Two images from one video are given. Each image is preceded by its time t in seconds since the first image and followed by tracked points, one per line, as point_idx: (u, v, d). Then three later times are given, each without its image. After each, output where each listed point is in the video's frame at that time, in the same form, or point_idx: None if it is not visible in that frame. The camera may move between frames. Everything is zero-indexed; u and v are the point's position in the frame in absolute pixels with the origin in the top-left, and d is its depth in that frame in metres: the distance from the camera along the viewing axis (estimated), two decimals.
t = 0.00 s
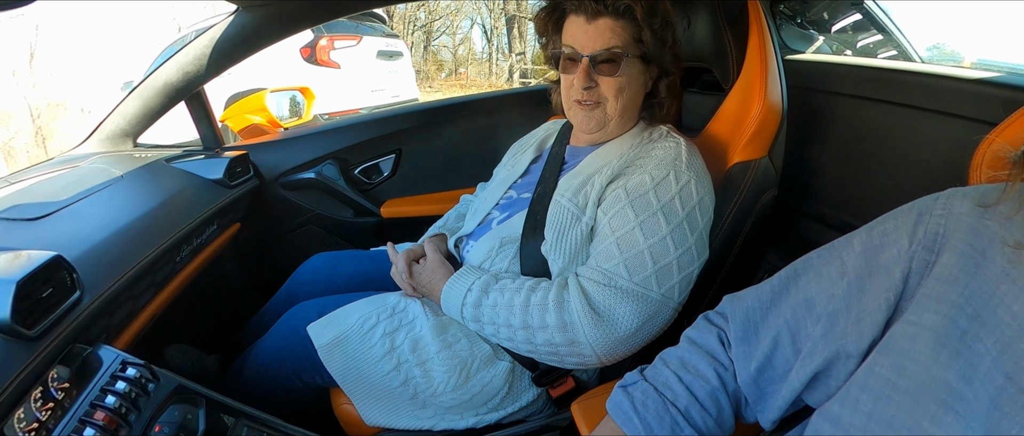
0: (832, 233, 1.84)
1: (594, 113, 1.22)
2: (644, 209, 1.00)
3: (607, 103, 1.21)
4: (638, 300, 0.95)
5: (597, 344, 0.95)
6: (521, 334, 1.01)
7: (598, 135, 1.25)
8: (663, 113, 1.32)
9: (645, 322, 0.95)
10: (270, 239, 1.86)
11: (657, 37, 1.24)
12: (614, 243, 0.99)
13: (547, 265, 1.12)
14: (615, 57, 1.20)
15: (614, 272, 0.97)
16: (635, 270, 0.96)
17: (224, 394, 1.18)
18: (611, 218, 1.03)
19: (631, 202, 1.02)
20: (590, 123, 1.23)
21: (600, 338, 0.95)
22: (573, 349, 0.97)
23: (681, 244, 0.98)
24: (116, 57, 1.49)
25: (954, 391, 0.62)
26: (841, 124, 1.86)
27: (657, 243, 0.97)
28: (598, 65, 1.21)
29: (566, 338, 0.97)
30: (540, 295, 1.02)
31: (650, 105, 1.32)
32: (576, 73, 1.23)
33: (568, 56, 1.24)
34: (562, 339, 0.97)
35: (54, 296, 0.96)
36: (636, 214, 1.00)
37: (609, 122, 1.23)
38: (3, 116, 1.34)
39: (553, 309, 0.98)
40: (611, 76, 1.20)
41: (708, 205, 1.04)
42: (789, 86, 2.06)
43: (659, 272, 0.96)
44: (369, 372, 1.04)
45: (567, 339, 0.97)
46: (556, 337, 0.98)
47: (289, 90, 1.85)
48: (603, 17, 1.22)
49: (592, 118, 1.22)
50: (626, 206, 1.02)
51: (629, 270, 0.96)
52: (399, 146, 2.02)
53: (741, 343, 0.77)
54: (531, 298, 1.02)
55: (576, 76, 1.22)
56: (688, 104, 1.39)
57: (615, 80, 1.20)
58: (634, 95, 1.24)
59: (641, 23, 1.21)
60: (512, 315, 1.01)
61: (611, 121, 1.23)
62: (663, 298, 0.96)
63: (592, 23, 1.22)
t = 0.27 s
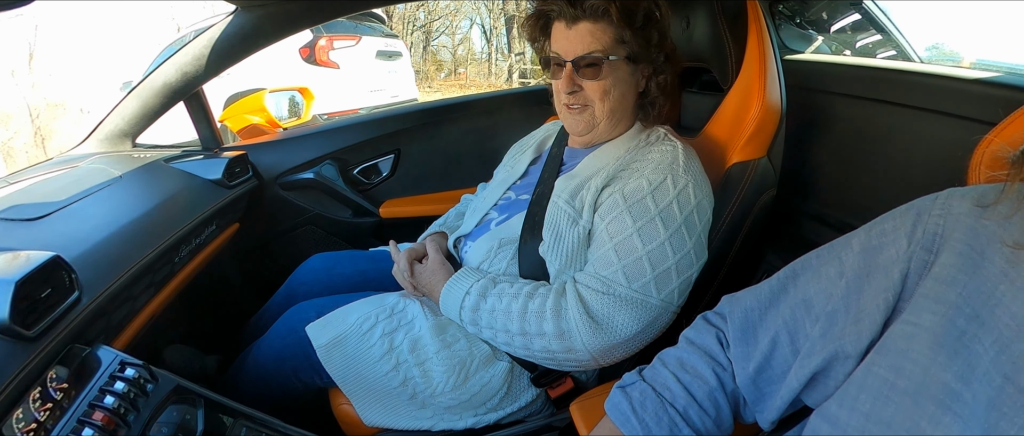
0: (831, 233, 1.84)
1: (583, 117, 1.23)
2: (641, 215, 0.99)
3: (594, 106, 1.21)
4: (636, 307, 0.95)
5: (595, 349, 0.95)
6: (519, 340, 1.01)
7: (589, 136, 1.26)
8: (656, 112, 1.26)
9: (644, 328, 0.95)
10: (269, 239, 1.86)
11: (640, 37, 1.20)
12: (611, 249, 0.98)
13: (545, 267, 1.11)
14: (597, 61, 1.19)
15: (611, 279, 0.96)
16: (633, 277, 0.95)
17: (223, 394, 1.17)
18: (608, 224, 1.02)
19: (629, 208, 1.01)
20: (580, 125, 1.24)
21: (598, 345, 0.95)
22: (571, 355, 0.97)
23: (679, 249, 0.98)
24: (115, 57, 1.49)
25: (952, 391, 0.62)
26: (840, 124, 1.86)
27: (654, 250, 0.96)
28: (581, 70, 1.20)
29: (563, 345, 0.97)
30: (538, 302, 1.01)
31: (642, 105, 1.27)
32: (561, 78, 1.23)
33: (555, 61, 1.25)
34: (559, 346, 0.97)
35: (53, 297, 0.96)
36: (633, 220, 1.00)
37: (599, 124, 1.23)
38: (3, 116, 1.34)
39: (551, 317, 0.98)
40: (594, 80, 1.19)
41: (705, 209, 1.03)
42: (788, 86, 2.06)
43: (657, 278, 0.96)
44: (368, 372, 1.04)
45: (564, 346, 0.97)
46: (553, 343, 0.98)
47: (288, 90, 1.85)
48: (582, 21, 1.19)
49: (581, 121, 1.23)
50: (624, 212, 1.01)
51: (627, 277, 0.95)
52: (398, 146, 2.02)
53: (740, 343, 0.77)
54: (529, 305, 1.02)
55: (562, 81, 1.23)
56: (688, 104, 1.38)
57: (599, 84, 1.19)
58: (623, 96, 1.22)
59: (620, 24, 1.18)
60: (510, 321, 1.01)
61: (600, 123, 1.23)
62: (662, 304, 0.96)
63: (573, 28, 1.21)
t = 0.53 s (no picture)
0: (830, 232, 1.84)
1: (578, 118, 1.21)
2: (640, 218, 0.97)
3: (588, 106, 1.19)
4: (635, 311, 0.93)
5: (596, 353, 0.94)
6: (517, 343, 1.00)
7: (586, 138, 1.24)
8: (651, 111, 1.22)
9: (643, 330, 0.94)
10: (268, 239, 1.86)
11: (630, 37, 1.17)
12: (609, 253, 0.96)
13: (544, 268, 1.10)
14: (587, 62, 1.16)
15: (610, 284, 0.94)
16: (632, 281, 0.94)
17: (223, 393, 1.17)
18: (605, 227, 0.99)
19: (627, 211, 0.99)
20: (576, 127, 1.22)
21: (596, 350, 0.94)
22: (569, 359, 0.97)
23: (678, 252, 0.96)
24: (114, 57, 1.50)
25: (952, 390, 0.62)
26: (840, 124, 1.86)
27: (653, 253, 0.95)
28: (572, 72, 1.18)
29: (561, 350, 0.96)
30: (536, 306, 1.00)
31: (638, 104, 1.23)
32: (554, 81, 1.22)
33: (548, 65, 1.23)
34: (557, 351, 0.97)
35: (52, 296, 0.96)
36: (632, 224, 0.97)
37: (594, 125, 1.21)
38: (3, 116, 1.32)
39: (548, 322, 0.97)
40: (584, 82, 1.17)
41: (704, 209, 1.01)
42: (787, 85, 2.06)
43: (656, 281, 0.94)
44: (368, 372, 1.03)
45: (562, 351, 0.96)
46: (551, 348, 0.97)
47: (287, 90, 1.86)
48: (570, 24, 1.17)
49: (577, 123, 1.21)
50: (621, 215, 0.98)
51: (625, 282, 0.94)
52: (398, 145, 2.02)
53: (738, 343, 0.77)
54: (527, 309, 1.00)
55: (554, 83, 1.21)
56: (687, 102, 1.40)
57: (590, 85, 1.17)
58: (617, 95, 1.19)
59: (607, 25, 1.15)
60: (508, 325, 1.00)
61: (595, 124, 1.21)
62: (662, 306, 0.95)
63: (561, 31, 1.18)
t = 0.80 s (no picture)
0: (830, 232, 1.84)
1: (574, 119, 1.21)
2: (638, 219, 0.96)
3: (585, 107, 1.19)
4: (634, 312, 0.93)
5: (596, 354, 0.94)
6: (515, 345, 1.00)
7: (584, 139, 1.23)
8: (648, 110, 1.21)
9: (641, 332, 0.94)
10: (267, 239, 1.85)
11: (624, 37, 1.16)
12: (608, 255, 0.96)
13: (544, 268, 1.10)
14: (581, 63, 1.16)
15: (609, 286, 0.94)
16: (631, 283, 0.93)
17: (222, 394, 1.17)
18: (604, 228, 0.99)
19: (625, 212, 0.98)
20: (573, 128, 1.22)
21: (595, 351, 0.94)
22: (567, 361, 0.97)
23: (677, 252, 0.95)
24: (113, 56, 1.49)
25: (952, 391, 0.62)
26: (839, 124, 1.86)
27: (652, 254, 0.94)
28: (567, 73, 1.18)
29: (560, 352, 0.96)
30: (535, 308, 0.99)
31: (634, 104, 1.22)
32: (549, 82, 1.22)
33: (544, 66, 1.23)
34: (556, 353, 0.96)
35: (51, 296, 0.96)
36: (630, 225, 0.96)
37: (590, 126, 1.20)
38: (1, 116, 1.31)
39: (547, 324, 0.96)
40: (579, 83, 1.17)
41: (703, 210, 1.01)
42: (787, 85, 2.06)
43: (655, 283, 0.94)
44: (367, 373, 1.03)
45: (560, 353, 0.96)
46: (550, 350, 0.97)
47: (286, 90, 1.86)
48: (563, 25, 1.17)
49: (574, 123, 1.21)
50: (620, 216, 0.98)
51: (624, 283, 0.93)
52: (397, 145, 2.02)
53: (736, 344, 0.77)
54: (526, 311, 0.99)
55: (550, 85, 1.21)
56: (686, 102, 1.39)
57: (585, 86, 1.17)
58: (613, 95, 1.19)
59: (600, 26, 1.14)
60: (507, 327, 0.99)
61: (592, 125, 1.20)
62: (661, 308, 0.95)
63: (555, 33, 1.18)
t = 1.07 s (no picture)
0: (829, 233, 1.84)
1: (574, 121, 1.21)
2: (638, 219, 0.96)
3: (584, 109, 1.19)
4: (633, 313, 0.93)
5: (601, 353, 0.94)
6: (515, 346, 1.00)
7: (583, 140, 1.23)
8: (647, 110, 1.21)
9: (641, 332, 0.94)
10: (267, 239, 1.85)
11: (621, 39, 1.16)
12: (608, 255, 0.96)
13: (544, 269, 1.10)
14: (580, 66, 1.16)
15: (608, 286, 0.94)
16: (630, 283, 0.93)
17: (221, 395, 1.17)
18: (603, 229, 0.99)
19: (624, 212, 0.98)
20: (573, 129, 1.22)
21: (595, 351, 0.94)
22: (567, 361, 0.97)
23: (676, 253, 0.96)
24: (113, 56, 1.49)
25: (950, 390, 0.62)
26: (838, 124, 1.86)
27: (651, 254, 0.94)
28: (565, 76, 1.18)
29: (560, 352, 0.96)
30: (534, 309, 0.99)
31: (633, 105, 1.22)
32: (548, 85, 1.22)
33: (542, 69, 1.23)
34: (556, 353, 0.96)
35: (51, 298, 0.96)
36: (630, 225, 0.96)
37: (590, 127, 1.21)
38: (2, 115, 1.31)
39: (547, 324, 0.96)
40: (578, 85, 1.17)
41: (702, 210, 1.01)
42: (786, 86, 2.06)
43: (654, 283, 0.94)
44: (367, 372, 1.03)
45: (560, 353, 0.96)
46: (550, 351, 0.97)
47: (285, 90, 1.86)
48: (560, 28, 1.17)
49: (574, 125, 1.21)
50: (619, 217, 0.98)
51: (623, 284, 0.93)
52: (397, 146, 2.02)
53: (735, 342, 0.78)
54: (525, 312, 1.00)
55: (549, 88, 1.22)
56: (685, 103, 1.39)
57: (584, 88, 1.17)
58: (612, 97, 1.19)
59: (597, 28, 1.14)
60: (507, 328, 0.99)
61: (591, 126, 1.20)
62: (660, 308, 0.95)
63: (552, 36, 1.18)
